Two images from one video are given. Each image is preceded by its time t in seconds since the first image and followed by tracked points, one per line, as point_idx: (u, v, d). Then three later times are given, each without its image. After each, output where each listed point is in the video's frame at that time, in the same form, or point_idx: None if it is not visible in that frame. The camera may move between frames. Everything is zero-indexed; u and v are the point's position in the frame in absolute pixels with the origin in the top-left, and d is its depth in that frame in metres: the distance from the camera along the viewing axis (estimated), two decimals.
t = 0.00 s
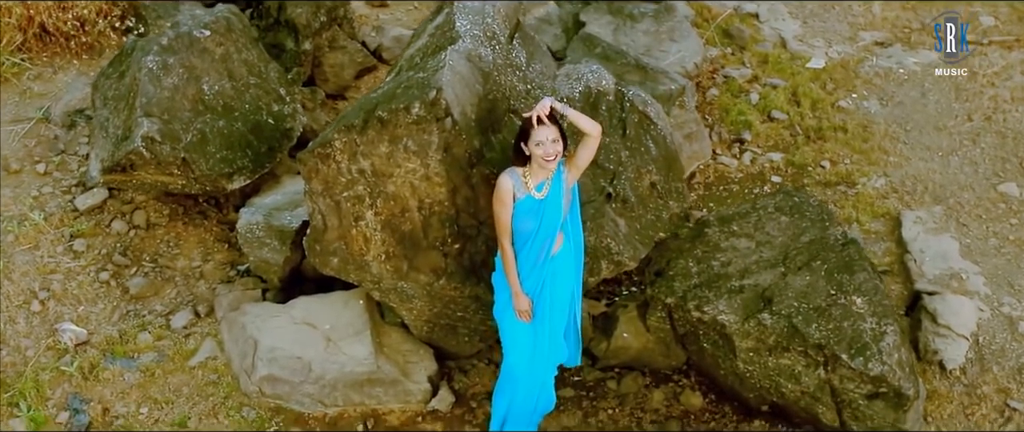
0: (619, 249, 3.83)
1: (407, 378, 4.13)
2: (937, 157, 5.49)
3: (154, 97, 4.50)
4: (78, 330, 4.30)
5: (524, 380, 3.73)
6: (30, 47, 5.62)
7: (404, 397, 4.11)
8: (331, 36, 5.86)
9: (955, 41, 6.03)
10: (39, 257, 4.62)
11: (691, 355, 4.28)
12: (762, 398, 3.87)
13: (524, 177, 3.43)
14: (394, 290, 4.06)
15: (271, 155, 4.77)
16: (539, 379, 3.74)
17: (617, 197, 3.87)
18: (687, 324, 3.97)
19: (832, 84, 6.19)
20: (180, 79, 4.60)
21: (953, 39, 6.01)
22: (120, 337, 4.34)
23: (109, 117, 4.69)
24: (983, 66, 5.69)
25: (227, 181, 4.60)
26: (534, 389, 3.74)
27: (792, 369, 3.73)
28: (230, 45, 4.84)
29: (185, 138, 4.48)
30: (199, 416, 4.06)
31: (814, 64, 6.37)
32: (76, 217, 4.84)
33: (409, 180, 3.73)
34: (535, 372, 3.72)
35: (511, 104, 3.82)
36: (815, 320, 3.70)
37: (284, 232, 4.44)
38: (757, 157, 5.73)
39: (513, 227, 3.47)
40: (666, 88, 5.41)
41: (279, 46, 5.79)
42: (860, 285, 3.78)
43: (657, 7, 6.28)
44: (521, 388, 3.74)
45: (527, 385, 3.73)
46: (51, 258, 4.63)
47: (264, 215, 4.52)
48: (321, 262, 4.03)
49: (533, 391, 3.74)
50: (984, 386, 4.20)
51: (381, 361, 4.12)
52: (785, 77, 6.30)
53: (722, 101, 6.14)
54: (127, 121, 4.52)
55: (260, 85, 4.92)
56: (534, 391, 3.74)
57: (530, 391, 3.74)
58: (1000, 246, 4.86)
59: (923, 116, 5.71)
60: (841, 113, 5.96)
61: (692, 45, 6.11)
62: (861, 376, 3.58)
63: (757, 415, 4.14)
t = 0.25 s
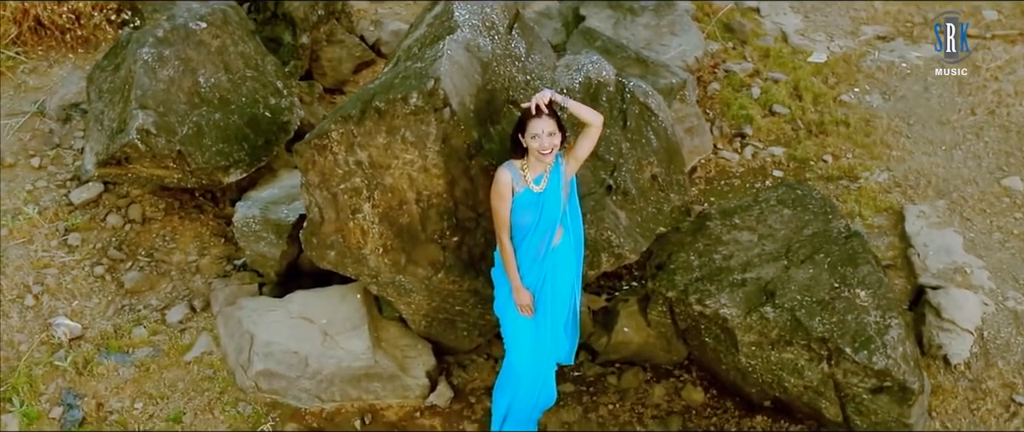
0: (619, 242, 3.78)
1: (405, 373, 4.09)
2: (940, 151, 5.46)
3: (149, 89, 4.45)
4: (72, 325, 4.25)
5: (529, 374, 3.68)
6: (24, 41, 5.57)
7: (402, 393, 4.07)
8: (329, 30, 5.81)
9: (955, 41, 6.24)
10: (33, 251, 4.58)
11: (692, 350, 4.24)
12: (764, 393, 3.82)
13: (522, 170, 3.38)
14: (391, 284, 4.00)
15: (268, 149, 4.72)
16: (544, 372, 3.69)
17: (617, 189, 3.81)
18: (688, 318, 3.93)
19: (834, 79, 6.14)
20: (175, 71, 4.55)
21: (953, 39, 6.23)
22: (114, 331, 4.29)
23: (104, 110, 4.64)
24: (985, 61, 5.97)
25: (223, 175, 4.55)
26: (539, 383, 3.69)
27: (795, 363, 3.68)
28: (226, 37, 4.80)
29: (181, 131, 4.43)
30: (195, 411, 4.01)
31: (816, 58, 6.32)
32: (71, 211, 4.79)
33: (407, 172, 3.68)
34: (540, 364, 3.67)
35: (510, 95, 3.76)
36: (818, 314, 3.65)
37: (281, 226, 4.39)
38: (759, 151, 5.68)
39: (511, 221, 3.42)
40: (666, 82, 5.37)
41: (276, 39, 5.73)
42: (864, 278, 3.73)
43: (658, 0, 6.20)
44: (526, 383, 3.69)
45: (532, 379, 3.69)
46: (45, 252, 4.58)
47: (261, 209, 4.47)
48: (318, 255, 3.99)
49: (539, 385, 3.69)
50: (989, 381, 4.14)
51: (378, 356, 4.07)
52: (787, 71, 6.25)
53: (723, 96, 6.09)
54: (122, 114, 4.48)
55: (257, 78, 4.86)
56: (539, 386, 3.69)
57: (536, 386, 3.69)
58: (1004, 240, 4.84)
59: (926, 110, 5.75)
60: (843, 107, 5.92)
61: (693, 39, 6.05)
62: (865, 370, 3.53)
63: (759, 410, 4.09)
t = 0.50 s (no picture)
0: (620, 232, 3.71)
1: (403, 366, 4.02)
2: (944, 143, 5.37)
3: (143, 79, 4.39)
4: (65, 318, 4.19)
5: (529, 368, 3.59)
6: (19, 32, 5.51)
7: (400, 386, 4.00)
8: (327, 22, 5.75)
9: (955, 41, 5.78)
10: (26, 244, 4.52)
11: (694, 343, 4.18)
12: (767, 386, 3.75)
13: (519, 162, 3.29)
14: (390, 275, 3.95)
15: (264, 139, 4.65)
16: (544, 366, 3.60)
17: (618, 179, 3.75)
18: (690, 310, 3.87)
19: (837, 71, 6.09)
20: (170, 61, 4.49)
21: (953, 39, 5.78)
22: (108, 324, 4.22)
23: (98, 101, 4.58)
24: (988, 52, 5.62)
25: (219, 166, 4.47)
26: (539, 378, 3.60)
27: (799, 355, 3.62)
28: (222, 27, 4.75)
29: (176, 121, 4.37)
30: (189, 404, 3.94)
31: (818, 51, 6.25)
32: (65, 203, 4.73)
33: (405, 160, 3.61)
34: (540, 358, 3.59)
35: (509, 84, 3.67)
36: (823, 305, 3.59)
37: (277, 217, 4.34)
38: (761, 144, 5.61)
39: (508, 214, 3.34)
40: (666, 74, 5.31)
41: (273, 31, 5.67)
42: (869, 269, 3.66)
43: None
44: (526, 378, 3.60)
45: (532, 374, 3.60)
46: (38, 244, 4.53)
47: (257, 200, 4.41)
48: (315, 247, 3.94)
49: (539, 380, 3.60)
50: (996, 374, 4.07)
51: (376, 349, 4.01)
52: (789, 64, 6.19)
53: (725, 88, 6.02)
54: (116, 104, 4.41)
55: (253, 69, 4.80)
56: (540, 380, 3.61)
57: (536, 380, 3.61)
58: (1010, 233, 4.71)
59: (930, 103, 5.56)
60: (846, 100, 5.86)
61: (695, 31, 5.99)
62: (871, 362, 3.47)
63: (762, 404, 4.03)
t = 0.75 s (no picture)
0: (622, 224, 3.66)
1: (401, 361, 3.97)
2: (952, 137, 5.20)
3: (138, 70, 4.32)
4: (59, 312, 4.14)
5: (524, 359, 3.61)
6: (13, 25, 5.45)
7: (399, 381, 3.96)
8: (324, 15, 5.68)
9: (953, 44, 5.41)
10: (20, 238, 4.48)
11: (696, 338, 4.11)
12: (770, 380, 3.73)
13: (518, 150, 3.19)
14: (388, 269, 3.90)
15: (261, 132, 4.60)
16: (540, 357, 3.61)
17: (620, 170, 3.69)
18: (692, 304, 3.81)
19: (840, 66, 5.99)
20: (166, 53, 4.43)
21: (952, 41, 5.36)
22: (102, 319, 4.17)
23: (93, 93, 4.52)
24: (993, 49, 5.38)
25: (214, 159, 4.45)
26: (534, 369, 3.62)
27: (804, 349, 3.57)
28: (218, 19, 4.68)
29: (171, 113, 4.30)
30: (184, 400, 3.89)
31: (821, 45, 6.19)
32: (59, 197, 4.67)
33: (403, 151, 3.56)
34: (535, 350, 3.59)
35: (508, 73, 3.59)
36: (828, 297, 3.53)
37: (274, 210, 4.27)
38: (764, 138, 5.59)
39: (505, 203, 3.26)
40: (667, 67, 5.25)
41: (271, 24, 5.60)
42: (875, 261, 3.60)
43: None
44: (521, 368, 3.63)
45: (528, 364, 3.62)
46: (31, 239, 4.48)
47: (253, 193, 4.34)
48: (312, 240, 3.91)
49: (535, 371, 3.62)
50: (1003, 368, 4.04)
51: (373, 343, 3.94)
52: (791, 58, 6.15)
53: (727, 83, 5.97)
54: (110, 96, 4.36)
55: (250, 61, 4.73)
56: (535, 372, 3.63)
57: (532, 371, 3.63)
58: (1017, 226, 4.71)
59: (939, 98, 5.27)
60: (849, 94, 5.72)
61: (696, 25, 5.93)
62: (877, 355, 3.43)
63: (766, 399, 3.99)
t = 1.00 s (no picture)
0: (624, 215, 3.59)
1: (399, 355, 3.89)
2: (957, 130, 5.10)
3: (132, 60, 4.27)
4: (51, 306, 4.07)
5: (517, 344, 3.55)
6: (7, 17, 5.39)
7: (396, 376, 3.88)
8: (322, 9, 5.60)
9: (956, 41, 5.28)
10: (12, 231, 4.42)
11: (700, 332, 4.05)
12: (773, 373, 3.67)
13: (522, 129, 3.14)
14: (386, 261, 3.83)
15: (257, 124, 4.53)
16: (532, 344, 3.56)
17: (621, 160, 3.62)
18: (695, 298, 3.74)
19: (843, 59, 5.95)
20: (160, 42, 4.36)
21: (953, 39, 5.27)
22: (94, 312, 4.10)
23: (86, 84, 4.45)
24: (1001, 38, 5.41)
25: (210, 149, 4.39)
26: (527, 356, 3.57)
27: (810, 342, 3.50)
28: (214, 8, 4.57)
29: (165, 103, 4.24)
30: (178, 394, 3.82)
31: (824, 39, 6.12)
32: (52, 190, 4.60)
33: (401, 139, 3.49)
34: (528, 337, 3.53)
35: (508, 61, 3.51)
36: (835, 288, 3.46)
37: (270, 201, 4.19)
38: (767, 131, 5.51)
39: (507, 183, 3.20)
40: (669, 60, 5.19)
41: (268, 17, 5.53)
42: (882, 252, 3.53)
43: None
44: (513, 353, 3.57)
45: (520, 351, 3.56)
46: (24, 232, 4.42)
47: (249, 185, 4.26)
48: (308, 232, 3.82)
49: (526, 358, 3.57)
50: (1013, 363, 3.96)
51: (371, 336, 3.87)
52: (794, 51, 6.08)
53: (729, 77, 5.90)
54: (104, 86, 4.29)
55: (246, 52, 4.65)
56: (527, 359, 3.57)
57: (523, 359, 3.57)
58: None
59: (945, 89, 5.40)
60: (853, 87, 5.70)
61: (699, 18, 5.87)
62: (885, 347, 3.36)
63: (770, 394, 3.92)
